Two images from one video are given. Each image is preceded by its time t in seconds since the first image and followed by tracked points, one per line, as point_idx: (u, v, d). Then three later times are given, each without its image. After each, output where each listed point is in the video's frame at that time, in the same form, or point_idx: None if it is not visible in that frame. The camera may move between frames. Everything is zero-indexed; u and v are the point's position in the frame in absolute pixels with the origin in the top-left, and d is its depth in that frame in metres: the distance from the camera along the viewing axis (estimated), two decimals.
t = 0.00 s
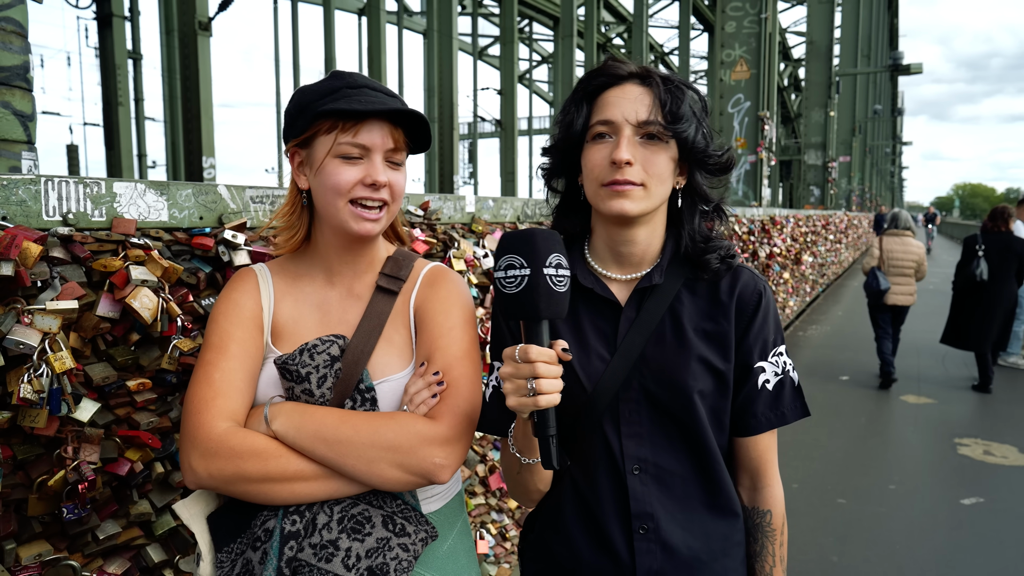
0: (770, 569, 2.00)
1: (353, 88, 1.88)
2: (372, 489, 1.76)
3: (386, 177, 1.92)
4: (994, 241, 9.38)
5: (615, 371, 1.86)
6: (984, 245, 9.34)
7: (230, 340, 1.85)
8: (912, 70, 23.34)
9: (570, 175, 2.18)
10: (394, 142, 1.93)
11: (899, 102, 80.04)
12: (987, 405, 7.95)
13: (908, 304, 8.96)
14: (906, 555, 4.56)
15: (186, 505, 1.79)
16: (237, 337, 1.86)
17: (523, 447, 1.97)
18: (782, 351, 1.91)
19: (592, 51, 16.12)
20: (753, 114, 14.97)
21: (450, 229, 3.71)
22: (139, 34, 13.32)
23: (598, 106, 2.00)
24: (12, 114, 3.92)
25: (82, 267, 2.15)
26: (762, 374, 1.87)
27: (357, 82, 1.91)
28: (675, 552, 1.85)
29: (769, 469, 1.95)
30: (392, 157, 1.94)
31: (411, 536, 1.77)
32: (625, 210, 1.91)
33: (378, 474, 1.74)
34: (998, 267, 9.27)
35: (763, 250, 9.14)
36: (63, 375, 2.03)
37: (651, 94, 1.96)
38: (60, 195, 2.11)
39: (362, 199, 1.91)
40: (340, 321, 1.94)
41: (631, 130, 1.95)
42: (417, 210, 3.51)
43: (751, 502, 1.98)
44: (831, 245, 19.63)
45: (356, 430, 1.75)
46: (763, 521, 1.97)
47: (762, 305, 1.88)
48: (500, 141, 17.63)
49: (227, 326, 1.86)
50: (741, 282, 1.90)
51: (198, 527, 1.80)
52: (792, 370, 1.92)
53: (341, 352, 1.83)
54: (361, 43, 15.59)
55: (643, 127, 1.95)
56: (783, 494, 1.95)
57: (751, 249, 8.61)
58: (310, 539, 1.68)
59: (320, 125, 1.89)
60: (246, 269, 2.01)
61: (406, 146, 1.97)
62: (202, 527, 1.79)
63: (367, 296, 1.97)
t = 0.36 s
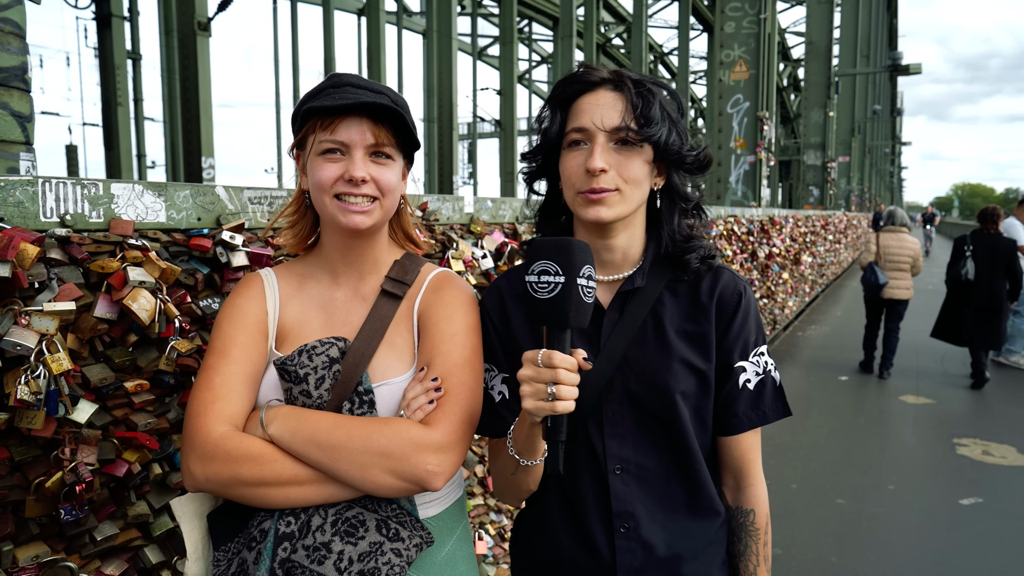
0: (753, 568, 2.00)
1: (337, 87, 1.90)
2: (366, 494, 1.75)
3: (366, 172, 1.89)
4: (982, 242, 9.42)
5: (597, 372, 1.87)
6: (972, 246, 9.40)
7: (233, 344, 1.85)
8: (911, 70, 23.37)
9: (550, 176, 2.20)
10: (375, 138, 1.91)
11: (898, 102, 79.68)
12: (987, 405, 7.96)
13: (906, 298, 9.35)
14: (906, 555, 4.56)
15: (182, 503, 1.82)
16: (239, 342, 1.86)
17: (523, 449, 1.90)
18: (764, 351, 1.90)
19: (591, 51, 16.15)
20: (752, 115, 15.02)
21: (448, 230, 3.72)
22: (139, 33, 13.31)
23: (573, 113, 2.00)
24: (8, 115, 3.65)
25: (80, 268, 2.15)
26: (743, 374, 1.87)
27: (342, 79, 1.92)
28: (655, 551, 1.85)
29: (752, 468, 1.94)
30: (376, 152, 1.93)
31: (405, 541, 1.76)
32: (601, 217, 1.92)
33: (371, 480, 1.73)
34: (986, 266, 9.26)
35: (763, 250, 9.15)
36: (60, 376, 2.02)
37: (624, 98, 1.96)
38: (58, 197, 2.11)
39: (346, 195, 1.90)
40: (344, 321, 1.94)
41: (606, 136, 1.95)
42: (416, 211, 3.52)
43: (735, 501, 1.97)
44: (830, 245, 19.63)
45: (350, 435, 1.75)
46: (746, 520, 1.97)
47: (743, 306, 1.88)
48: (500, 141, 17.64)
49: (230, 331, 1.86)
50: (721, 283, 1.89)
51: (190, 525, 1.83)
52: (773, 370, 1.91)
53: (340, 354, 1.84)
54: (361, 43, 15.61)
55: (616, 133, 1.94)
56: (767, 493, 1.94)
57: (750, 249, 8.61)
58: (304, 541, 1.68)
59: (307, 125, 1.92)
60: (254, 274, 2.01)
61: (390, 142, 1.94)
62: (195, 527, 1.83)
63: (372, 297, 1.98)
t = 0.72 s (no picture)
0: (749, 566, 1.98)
1: (349, 86, 1.90)
2: (366, 495, 1.75)
3: (374, 173, 1.89)
4: (973, 239, 9.56)
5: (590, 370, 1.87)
6: (964, 243, 9.52)
7: (232, 347, 1.85)
8: (911, 71, 23.38)
9: (541, 176, 2.20)
10: (385, 139, 1.92)
11: (897, 103, 79.70)
12: (987, 406, 7.96)
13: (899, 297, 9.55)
14: (906, 555, 4.56)
15: (187, 506, 1.82)
16: (238, 346, 1.85)
17: (533, 452, 1.89)
18: (756, 347, 1.90)
19: (591, 51, 16.17)
20: (751, 115, 15.04)
21: (449, 230, 3.72)
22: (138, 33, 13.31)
23: (565, 112, 2.00)
24: (9, 114, 3.65)
25: (81, 269, 2.14)
26: (736, 369, 1.87)
27: (355, 79, 1.93)
28: (648, 549, 1.85)
29: (748, 464, 1.93)
30: (384, 154, 1.93)
31: (407, 541, 1.76)
32: (596, 218, 1.92)
33: (370, 483, 1.73)
34: (979, 263, 9.41)
35: (763, 250, 9.18)
36: (62, 377, 2.02)
37: (617, 98, 1.96)
38: (59, 197, 2.11)
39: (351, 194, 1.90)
40: (343, 322, 1.94)
41: (599, 136, 1.95)
42: (416, 211, 3.51)
43: (731, 497, 1.96)
44: (829, 245, 19.63)
45: (349, 439, 1.74)
46: (741, 516, 1.96)
47: (734, 301, 1.88)
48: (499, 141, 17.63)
49: (229, 335, 1.85)
50: (713, 279, 1.90)
51: (197, 527, 1.83)
52: (766, 365, 1.91)
53: (339, 356, 1.85)
54: (361, 42, 15.62)
55: (609, 133, 1.95)
56: (762, 489, 1.93)
57: (750, 249, 8.62)
58: (307, 542, 1.69)
59: (316, 122, 1.91)
60: (251, 277, 1.99)
61: (400, 144, 1.95)
62: (202, 528, 1.83)
63: (369, 298, 1.98)
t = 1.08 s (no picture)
0: None
1: (366, 87, 1.90)
2: (375, 496, 1.76)
3: (404, 175, 1.94)
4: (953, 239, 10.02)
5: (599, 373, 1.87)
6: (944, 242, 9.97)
7: (227, 353, 1.84)
8: (910, 71, 23.39)
9: (553, 173, 2.19)
10: (408, 141, 1.96)
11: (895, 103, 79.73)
12: (987, 406, 7.95)
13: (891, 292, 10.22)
14: (907, 555, 4.56)
15: (186, 517, 1.82)
16: (234, 351, 1.84)
17: (544, 457, 1.89)
18: (776, 355, 1.87)
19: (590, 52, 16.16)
20: (751, 115, 15.04)
21: (450, 230, 3.71)
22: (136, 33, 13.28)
23: (580, 108, 1.99)
24: (9, 114, 3.63)
25: (82, 268, 2.14)
26: (752, 378, 1.85)
27: (366, 80, 1.93)
28: (655, 559, 1.84)
29: (763, 478, 1.91)
30: (405, 153, 1.97)
31: (416, 540, 1.77)
32: (612, 218, 1.92)
33: (382, 483, 1.74)
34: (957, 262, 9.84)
35: (763, 250, 9.18)
36: (63, 377, 2.01)
37: (633, 95, 1.95)
38: (60, 196, 2.10)
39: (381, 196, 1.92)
40: (340, 324, 1.93)
41: (615, 134, 1.94)
42: (417, 211, 3.50)
43: (744, 511, 1.95)
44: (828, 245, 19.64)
45: (358, 441, 1.74)
46: (755, 531, 1.94)
47: (751, 305, 1.86)
48: (498, 141, 17.61)
49: (223, 341, 1.85)
50: (730, 282, 1.88)
51: (198, 538, 1.83)
52: (786, 375, 1.88)
53: (339, 358, 1.83)
54: (360, 42, 15.61)
55: (625, 130, 1.94)
56: (777, 505, 1.91)
57: (750, 250, 8.62)
58: (317, 546, 1.69)
59: (335, 123, 1.89)
60: (240, 278, 1.99)
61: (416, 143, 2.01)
62: (203, 539, 1.83)
63: (366, 298, 1.97)
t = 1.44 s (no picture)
0: None
1: (369, 85, 1.88)
2: (382, 498, 1.76)
3: (405, 174, 1.93)
4: (943, 239, 10.42)
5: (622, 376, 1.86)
6: (934, 241, 10.38)
7: (226, 356, 1.81)
8: (910, 70, 23.36)
9: (586, 166, 2.17)
10: (410, 139, 1.96)
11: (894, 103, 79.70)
12: (987, 406, 7.94)
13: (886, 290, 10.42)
14: (909, 556, 4.54)
15: (184, 524, 1.78)
16: (232, 353, 1.81)
17: (560, 461, 1.87)
18: (808, 371, 1.85)
19: (590, 52, 16.14)
20: (751, 114, 15.02)
21: (450, 229, 3.70)
22: (136, 33, 13.27)
23: (620, 103, 1.96)
24: (8, 112, 3.62)
25: (82, 267, 2.12)
26: (783, 393, 1.82)
27: (369, 77, 1.91)
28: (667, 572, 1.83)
29: (788, 500, 1.88)
30: (406, 153, 1.97)
31: (423, 539, 1.77)
32: (649, 220, 1.90)
33: (393, 486, 1.76)
34: (946, 260, 10.21)
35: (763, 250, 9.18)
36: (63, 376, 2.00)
37: (678, 93, 1.92)
38: (59, 194, 2.09)
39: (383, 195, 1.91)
40: (338, 326, 1.92)
41: (657, 132, 1.91)
42: (418, 210, 3.49)
43: (765, 534, 1.92)
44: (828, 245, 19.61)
45: (369, 445, 1.75)
46: (775, 555, 1.91)
47: (786, 315, 1.83)
48: (498, 141, 17.58)
49: (221, 342, 1.82)
50: (765, 289, 1.86)
51: (199, 545, 1.78)
52: (818, 392, 1.85)
53: (344, 360, 1.81)
54: (360, 42, 15.59)
55: (668, 129, 1.91)
56: (801, 529, 1.88)
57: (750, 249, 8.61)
58: (324, 548, 1.68)
59: (336, 121, 1.87)
60: (232, 277, 1.96)
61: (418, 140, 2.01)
62: (204, 545, 1.78)
63: (365, 299, 1.96)
